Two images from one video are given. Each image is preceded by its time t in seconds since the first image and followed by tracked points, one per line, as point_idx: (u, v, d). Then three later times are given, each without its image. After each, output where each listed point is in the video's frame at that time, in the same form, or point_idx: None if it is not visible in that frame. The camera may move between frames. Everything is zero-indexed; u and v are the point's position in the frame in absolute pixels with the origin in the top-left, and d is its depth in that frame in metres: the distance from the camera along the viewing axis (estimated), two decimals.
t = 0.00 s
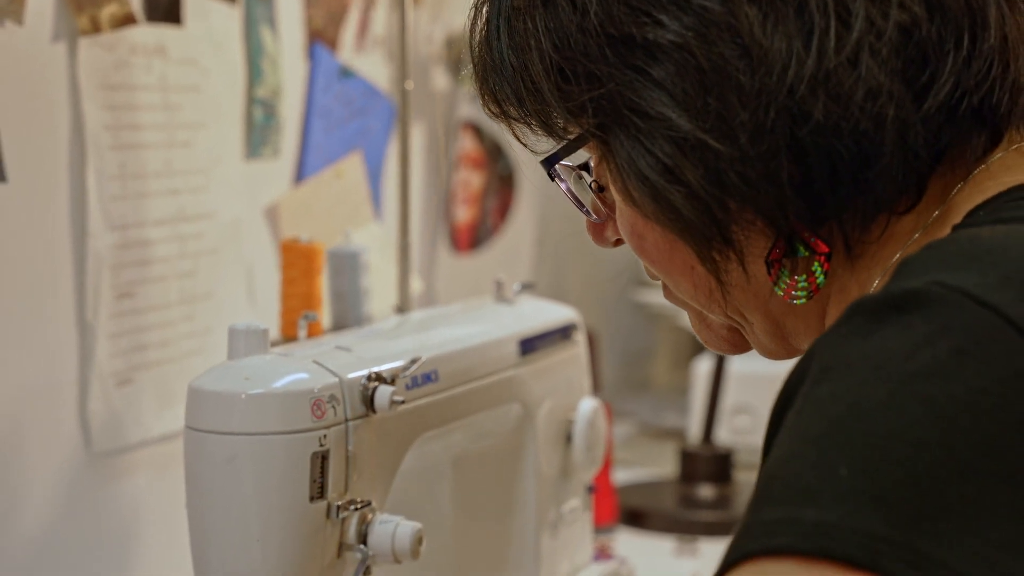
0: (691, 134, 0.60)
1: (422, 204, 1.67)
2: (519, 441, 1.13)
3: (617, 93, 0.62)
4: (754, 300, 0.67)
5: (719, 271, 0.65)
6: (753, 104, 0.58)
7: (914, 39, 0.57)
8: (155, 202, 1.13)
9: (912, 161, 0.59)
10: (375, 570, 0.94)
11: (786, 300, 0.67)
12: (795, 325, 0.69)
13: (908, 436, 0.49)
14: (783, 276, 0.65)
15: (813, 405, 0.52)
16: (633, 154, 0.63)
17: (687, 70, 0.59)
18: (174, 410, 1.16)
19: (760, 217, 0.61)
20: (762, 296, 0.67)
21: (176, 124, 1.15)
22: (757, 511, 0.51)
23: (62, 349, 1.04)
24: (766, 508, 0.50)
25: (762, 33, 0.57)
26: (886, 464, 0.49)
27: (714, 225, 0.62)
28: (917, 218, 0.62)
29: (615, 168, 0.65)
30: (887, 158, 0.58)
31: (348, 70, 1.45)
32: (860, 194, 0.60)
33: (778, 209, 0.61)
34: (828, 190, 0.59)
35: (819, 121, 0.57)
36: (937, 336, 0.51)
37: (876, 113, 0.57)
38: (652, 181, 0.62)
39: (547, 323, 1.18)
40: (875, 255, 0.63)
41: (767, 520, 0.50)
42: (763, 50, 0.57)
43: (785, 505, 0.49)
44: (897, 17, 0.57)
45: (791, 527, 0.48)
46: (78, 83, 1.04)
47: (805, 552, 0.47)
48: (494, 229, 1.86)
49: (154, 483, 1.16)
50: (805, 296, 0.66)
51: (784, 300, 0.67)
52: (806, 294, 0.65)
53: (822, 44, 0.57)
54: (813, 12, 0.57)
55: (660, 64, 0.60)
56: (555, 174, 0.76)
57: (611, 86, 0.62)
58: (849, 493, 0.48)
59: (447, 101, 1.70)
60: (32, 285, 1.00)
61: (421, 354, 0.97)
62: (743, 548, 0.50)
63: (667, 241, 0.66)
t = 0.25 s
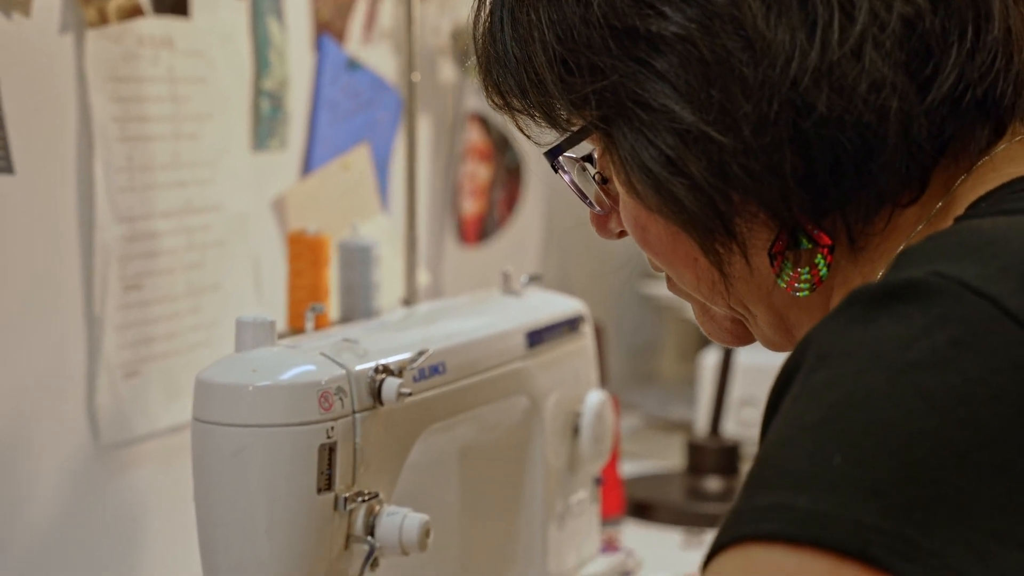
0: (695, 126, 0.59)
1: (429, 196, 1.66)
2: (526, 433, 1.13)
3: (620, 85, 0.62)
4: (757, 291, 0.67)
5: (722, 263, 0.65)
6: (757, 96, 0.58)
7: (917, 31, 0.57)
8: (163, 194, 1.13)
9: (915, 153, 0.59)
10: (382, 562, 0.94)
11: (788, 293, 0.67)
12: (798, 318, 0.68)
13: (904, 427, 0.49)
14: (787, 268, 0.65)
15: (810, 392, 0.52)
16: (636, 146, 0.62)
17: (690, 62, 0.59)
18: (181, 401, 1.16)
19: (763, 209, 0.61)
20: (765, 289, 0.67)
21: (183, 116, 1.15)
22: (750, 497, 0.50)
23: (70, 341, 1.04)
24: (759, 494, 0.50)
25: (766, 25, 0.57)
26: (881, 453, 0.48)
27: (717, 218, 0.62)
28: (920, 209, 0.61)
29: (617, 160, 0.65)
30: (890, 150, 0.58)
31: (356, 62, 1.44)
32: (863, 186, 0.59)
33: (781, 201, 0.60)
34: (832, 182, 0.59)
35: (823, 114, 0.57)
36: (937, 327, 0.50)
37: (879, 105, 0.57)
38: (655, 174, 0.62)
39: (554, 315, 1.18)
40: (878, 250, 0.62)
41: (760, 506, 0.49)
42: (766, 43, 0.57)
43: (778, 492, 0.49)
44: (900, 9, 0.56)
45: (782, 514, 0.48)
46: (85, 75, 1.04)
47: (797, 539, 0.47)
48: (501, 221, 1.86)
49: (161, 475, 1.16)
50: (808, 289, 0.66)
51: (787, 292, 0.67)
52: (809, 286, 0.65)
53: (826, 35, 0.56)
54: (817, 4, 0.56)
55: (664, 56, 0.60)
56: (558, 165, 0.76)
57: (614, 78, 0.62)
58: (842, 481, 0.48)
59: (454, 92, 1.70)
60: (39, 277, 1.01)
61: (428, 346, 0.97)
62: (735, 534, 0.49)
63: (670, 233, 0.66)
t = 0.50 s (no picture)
0: (708, 111, 0.59)
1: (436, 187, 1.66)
2: (533, 423, 1.13)
3: (633, 70, 0.62)
4: (767, 278, 0.67)
5: (733, 249, 0.65)
6: (771, 82, 0.58)
7: (934, 17, 0.57)
8: (170, 184, 1.13)
9: (930, 140, 0.58)
10: (390, 551, 0.94)
11: (800, 279, 0.66)
12: (808, 305, 0.68)
13: (926, 426, 0.49)
14: (798, 255, 0.65)
15: (828, 399, 0.52)
16: (648, 131, 0.62)
17: (705, 47, 0.59)
18: (189, 392, 1.17)
19: (776, 195, 0.61)
20: (776, 276, 0.67)
21: (190, 106, 1.15)
22: (783, 514, 0.51)
23: (77, 331, 1.04)
24: (792, 512, 0.51)
25: (781, 11, 0.56)
26: (905, 455, 0.49)
27: (729, 204, 0.62)
28: (932, 195, 0.61)
29: (629, 145, 0.65)
30: (905, 136, 0.58)
31: (363, 52, 1.44)
32: (876, 172, 0.59)
33: (794, 188, 0.60)
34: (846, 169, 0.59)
35: (837, 100, 0.57)
36: (948, 323, 0.50)
37: (894, 91, 0.57)
38: (668, 159, 0.62)
39: (561, 306, 1.18)
40: (889, 235, 0.63)
41: (794, 524, 0.50)
42: (781, 28, 0.57)
43: (811, 506, 0.50)
44: None
45: (816, 527, 0.49)
46: (93, 65, 1.04)
47: (834, 552, 0.48)
48: (509, 212, 1.85)
49: (169, 465, 1.16)
50: (819, 275, 0.65)
51: (798, 278, 0.66)
52: (820, 273, 0.65)
53: (841, 21, 0.56)
54: None
55: (678, 41, 0.59)
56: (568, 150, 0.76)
57: (627, 62, 0.62)
58: (872, 489, 0.49)
59: (461, 83, 1.69)
60: (47, 268, 1.01)
61: (436, 336, 0.97)
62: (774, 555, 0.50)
63: (680, 220, 0.66)
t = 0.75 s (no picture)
0: (736, 92, 0.62)
1: (443, 179, 1.66)
2: (540, 415, 1.13)
3: (658, 53, 0.65)
4: (789, 264, 0.69)
5: (758, 233, 0.67)
6: (801, 64, 0.60)
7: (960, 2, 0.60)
8: (177, 176, 1.13)
9: (958, 121, 0.61)
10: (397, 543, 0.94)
11: (824, 264, 0.68)
12: (828, 293, 0.71)
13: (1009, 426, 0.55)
14: (822, 240, 0.67)
15: (916, 413, 0.58)
16: (674, 113, 0.65)
17: (733, 29, 0.61)
18: (195, 383, 1.17)
19: (803, 178, 0.64)
20: (799, 261, 0.69)
21: (197, 98, 1.15)
22: (901, 530, 0.57)
23: (83, 323, 1.04)
24: (907, 529, 0.57)
25: None
26: (1000, 460, 0.55)
27: (755, 186, 0.65)
28: (958, 182, 0.64)
29: (652, 128, 0.67)
30: (934, 118, 0.60)
31: (369, 44, 1.44)
32: (905, 154, 0.62)
33: (820, 171, 0.63)
34: (874, 150, 0.62)
35: (867, 81, 0.60)
36: (1016, 325, 0.56)
37: (925, 73, 0.60)
38: (692, 140, 0.65)
39: (568, 299, 1.17)
40: (913, 220, 0.65)
41: (910, 543, 0.56)
42: (811, 10, 0.60)
43: (925, 521, 0.56)
44: None
45: (930, 542, 0.55)
46: (99, 56, 1.04)
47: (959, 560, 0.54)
48: (516, 204, 1.85)
49: (176, 457, 1.16)
50: (844, 259, 0.67)
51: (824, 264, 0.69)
52: (844, 258, 0.67)
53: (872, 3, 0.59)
54: None
55: (705, 24, 0.62)
56: (587, 137, 0.76)
57: (652, 45, 0.65)
58: (968, 494, 0.55)
59: (468, 74, 1.69)
60: (53, 259, 1.01)
61: (442, 329, 0.96)
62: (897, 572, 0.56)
63: (702, 205, 0.68)
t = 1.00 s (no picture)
0: (792, 65, 0.62)
1: (448, 172, 1.66)
2: (546, 408, 1.13)
3: (714, 21, 0.65)
4: (832, 242, 0.69)
5: (806, 210, 0.68)
6: (863, 39, 0.61)
7: None
8: (183, 169, 1.13)
9: (1017, 104, 0.63)
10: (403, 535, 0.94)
11: (872, 245, 0.68)
12: (870, 275, 0.71)
13: None
14: (873, 220, 0.67)
15: (943, 409, 0.59)
16: (727, 83, 0.65)
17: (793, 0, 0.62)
18: (202, 376, 1.17)
19: (856, 157, 0.64)
20: (844, 241, 0.69)
21: (203, 91, 1.15)
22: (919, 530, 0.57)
23: (89, 317, 1.04)
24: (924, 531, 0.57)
25: None
26: None
27: (807, 163, 0.65)
28: (1010, 168, 0.65)
29: (701, 97, 0.68)
30: (996, 102, 0.62)
31: (376, 36, 1.44)
32: (961, 137, 0.63)
33: (875, 148, 0.63)
34: (931, 130, 0.63)
35: (929, 60, 0.61)
36: None
37: (988, 55, 0.61)
38: (744, 112, 0.65)
39: (575, 291, 1.17)
40: (962, 205, 0.66)
41: (929, 543, 0.56)
42: None
43: (945, 520, 0.56)
44: None
45: (950, 541, 0.55)
46: (105, 49, 1.04)
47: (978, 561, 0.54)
48: (522, 196, 1.85)
49: (182, 449, 1.16)
50: (893, 241, 0.67)
51: (872, 245, 0.69)
52: (894, 239, 0.67)
53: None
54: None
55: None
56: (633, 103, 0.76)
57: (709, 13, 0.65)
58: (993, 492, 0.55)
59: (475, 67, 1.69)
60: (60, 252, 1.01)
61: (448, 321, 0.96)
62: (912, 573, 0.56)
63: (749, 179, 0.68)
